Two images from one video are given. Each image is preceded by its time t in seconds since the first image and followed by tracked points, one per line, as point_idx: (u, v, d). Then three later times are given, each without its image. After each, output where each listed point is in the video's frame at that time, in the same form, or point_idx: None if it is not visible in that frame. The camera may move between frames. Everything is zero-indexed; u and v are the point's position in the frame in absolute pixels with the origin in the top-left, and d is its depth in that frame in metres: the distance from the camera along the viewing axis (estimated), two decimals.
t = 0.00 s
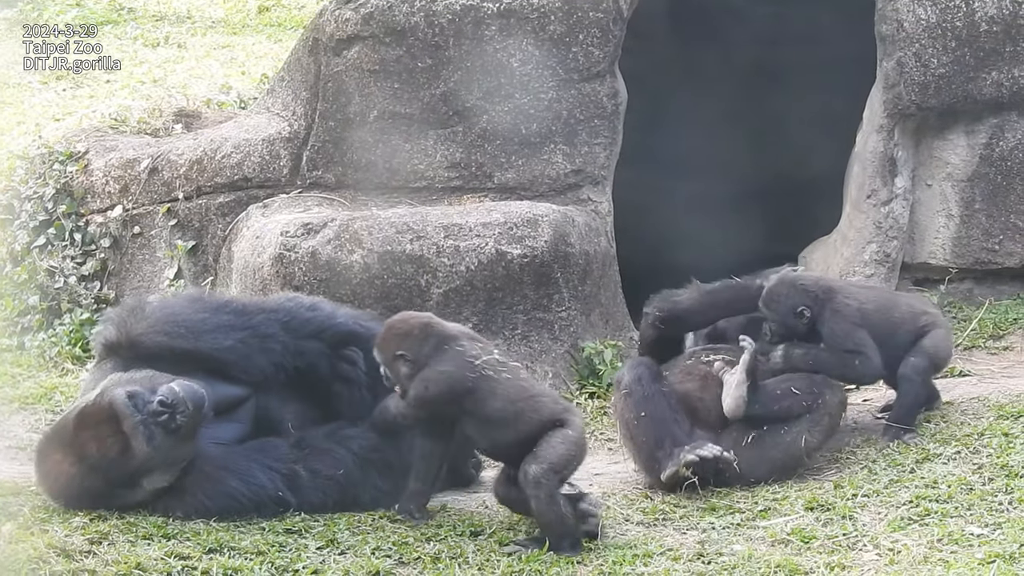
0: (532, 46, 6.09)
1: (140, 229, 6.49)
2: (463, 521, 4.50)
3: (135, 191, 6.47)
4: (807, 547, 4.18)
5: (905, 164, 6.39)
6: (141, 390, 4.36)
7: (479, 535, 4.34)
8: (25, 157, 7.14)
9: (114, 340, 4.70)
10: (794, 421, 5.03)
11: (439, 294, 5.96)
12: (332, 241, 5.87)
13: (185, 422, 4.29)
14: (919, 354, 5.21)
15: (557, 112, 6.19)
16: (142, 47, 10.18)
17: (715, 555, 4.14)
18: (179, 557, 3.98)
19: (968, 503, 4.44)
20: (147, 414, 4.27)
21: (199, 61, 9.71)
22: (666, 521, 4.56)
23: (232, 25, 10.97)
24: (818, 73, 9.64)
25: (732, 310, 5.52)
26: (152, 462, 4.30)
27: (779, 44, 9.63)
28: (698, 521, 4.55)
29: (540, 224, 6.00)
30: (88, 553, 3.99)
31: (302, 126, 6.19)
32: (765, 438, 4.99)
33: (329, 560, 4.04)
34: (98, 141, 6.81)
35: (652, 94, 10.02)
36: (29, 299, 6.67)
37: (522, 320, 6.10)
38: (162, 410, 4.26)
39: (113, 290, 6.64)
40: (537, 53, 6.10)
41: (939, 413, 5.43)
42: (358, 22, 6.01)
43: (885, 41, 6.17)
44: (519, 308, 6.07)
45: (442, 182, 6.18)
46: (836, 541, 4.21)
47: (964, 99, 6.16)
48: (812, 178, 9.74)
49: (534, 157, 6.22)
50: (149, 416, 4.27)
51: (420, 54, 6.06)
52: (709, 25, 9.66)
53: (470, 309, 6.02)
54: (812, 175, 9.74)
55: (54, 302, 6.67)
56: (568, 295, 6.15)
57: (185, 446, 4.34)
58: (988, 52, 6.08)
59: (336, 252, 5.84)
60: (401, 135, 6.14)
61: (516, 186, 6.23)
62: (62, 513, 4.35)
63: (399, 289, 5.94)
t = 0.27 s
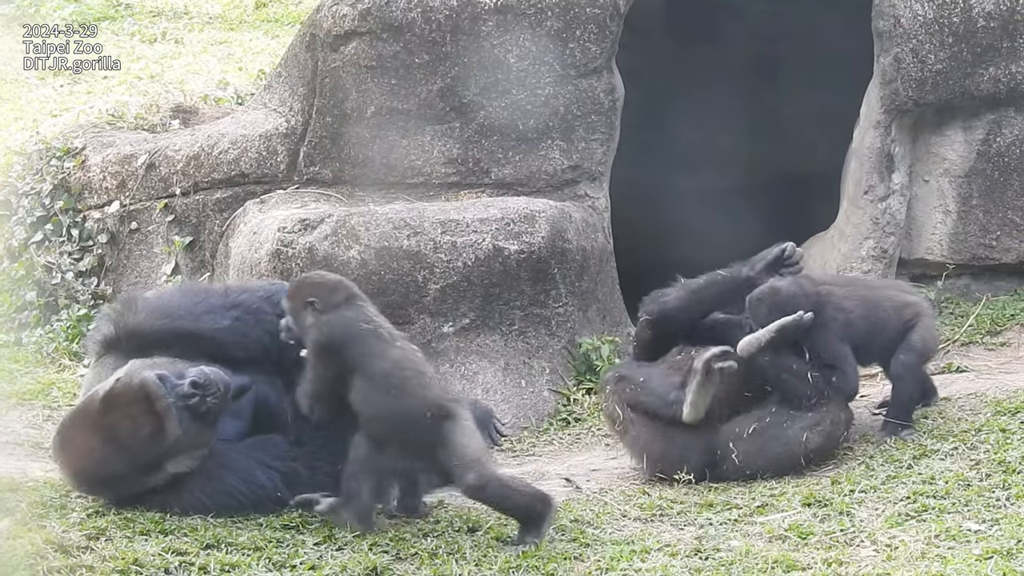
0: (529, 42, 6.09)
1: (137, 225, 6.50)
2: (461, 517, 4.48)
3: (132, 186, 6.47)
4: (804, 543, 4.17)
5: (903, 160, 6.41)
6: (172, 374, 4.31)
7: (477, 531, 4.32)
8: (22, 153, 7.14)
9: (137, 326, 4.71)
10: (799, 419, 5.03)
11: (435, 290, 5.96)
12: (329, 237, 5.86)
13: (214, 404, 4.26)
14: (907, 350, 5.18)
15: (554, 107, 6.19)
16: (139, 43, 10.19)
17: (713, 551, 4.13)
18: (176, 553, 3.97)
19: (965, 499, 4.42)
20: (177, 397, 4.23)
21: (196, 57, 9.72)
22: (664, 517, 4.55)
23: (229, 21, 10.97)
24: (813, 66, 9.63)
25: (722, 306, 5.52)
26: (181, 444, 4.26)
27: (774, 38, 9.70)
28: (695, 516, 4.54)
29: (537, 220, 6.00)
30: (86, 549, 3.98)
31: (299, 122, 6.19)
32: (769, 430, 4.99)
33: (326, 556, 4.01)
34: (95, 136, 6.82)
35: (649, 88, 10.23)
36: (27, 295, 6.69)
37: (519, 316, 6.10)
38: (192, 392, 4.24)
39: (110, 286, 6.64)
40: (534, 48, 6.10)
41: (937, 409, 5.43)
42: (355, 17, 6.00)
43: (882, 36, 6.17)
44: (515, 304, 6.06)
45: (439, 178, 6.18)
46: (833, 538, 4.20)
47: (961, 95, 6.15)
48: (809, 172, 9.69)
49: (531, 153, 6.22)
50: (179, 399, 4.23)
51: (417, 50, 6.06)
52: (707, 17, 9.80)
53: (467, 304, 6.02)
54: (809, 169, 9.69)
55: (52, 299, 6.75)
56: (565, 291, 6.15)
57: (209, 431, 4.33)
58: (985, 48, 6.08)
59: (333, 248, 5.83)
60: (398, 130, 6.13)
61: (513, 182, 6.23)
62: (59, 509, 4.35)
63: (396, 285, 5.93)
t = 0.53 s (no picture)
0: (524, 40, 6.09)
1: (132, 223, 6.49)
2: (456, 516, 4.47)
3: (127, 185, 6.47)
4: (800, 541, 4.16)
5: (898, 159, 6.38)
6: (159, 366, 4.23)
7: (472, 530, 4.31)
8: (17, 151, 7.15)
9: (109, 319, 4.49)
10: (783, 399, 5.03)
11: (430, 288, 5.97)
12: (324, 235, 5.87)
13: (192, 400, 4.17)
14: (898, 346, 5.18)
15: (549, 105, 6.20)
16: (134, 42, 10.20)
17: (708, 549, 4.12)
18: (171, 552, 3.92)
19: (961, 496, 4.40)
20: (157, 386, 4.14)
21: (192, 55, 9.73)
22: (659, 515, 4.56)
23: (225, 20, 10.97)
24: (810, 64, 9.73)
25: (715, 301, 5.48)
26: (154, 436, 4.14)
27: (770, 36, 9.79)
28: (691, 514, 4.54)
29: (532, 218, 6.01)
30: (81, 547, 3.93)
31: (294, 120, 6.20)
32: (756, 415, 5.00)
33: (322, 554, 3.96)
34: (91, 135, 6.82)
35: (645, 86, 10.25)
36: (22, 293, 6.70)
37: (514, 314, 6.10)
38: (169, 385, 4.17)
39: (106, 284, 6.65)
40: (529, 46, 6.10)
41: (932, 407, 5.43)
42: (350, 15, 6.01)
43: (877, 34, 6.17)
44: (510, 302, 6.07)
45: (434, 176, 6.18)
46: (828, 535, 4.19)
47: (956, 93, 6.16)
48: (807, 170, 9.71)
49: (526, 151, 6.22)
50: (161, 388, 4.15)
51: (412, 48, 6.06)
52: (703, 16, 9.86)
53: (462, 302, 6.03)
54: (807, 168, 9.71)
55: (47, 297, 6.75)
56: (560, 289, 6.15)
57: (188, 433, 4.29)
58: (980, 46, 6.09)
59: (328, 246, 5.85)
60: (393, 129, 6.14)
61: (508, 180, 6.23)
62: (54, 507, 4.35)
63: (392, 283, 5.94)
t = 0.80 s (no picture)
0: (522, 38, 6.08)
1: (130, 221, 6.48)
2: (453, 513, 4.46)
3: (124, 182, 6.47)
4: (797, 539, 4.17)
5: (895, 156, 6.40)
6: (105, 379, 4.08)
7: (469, 527, 4.31)
8: (14, 149, 7.16)
9: (79, 310, 4.30)
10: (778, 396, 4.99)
11: (428, 286, 5.97)
12: (322, 233, 5.90)
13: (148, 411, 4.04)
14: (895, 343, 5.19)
15: (547, 103, 6.19)
16: (132, 39, 10.20)
17: (706, 547, 4.12)
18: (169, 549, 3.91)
19: (958, 495, 4.40)
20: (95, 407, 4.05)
21: (190, 52, 9.73)
22: (657, 512, 4.56)
23: (223, 18, 10.96)
24: (806, 64, 9.97)
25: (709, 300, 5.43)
26: (72, 445, 4.08)
27: (769, 36, 9.95)
28: (688, 512, 4.54)
29: (530, 216, 5.99)
30: (77, 545, 3.88)
31: (292, 118, 6.20)
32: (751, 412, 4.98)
33: (319, 552, 3.96)
34: (88, 132, 6.80)
35: (643, 84, 10.22)
36: (20, 291, 6.71)
37: (512, 312, 6.10)
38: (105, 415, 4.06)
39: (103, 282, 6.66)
40: (527, 44, 6.10)
41: (929, 405, 5.42)
42: (347, 13, 6.00)
43: (875, 32, 6.17)
44: (508, 300, 6.07)
45: (431, 174, 6.18)
46: (826, 533, 4.19)
47: (954, 91, 6.16)
48: (804, 168, 9.88)
49: (524, 149, 6.22)
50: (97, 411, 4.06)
51: (410, 46, 6.06)
52: (702, 14, 9.89)
53: (460, 300, 6.03)
54: (804, 165, 9.88)
55: (44, 295, 6.75)
56: (558, 287, 6.16)
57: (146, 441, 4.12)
58: (978, 44, 6.08)
59: (326, 244, 5.88)
60: (390, 127, 6.14)
61: (506, 178, 6.23)
62: (52, 504, 4.35)
63: (390, 281, 5.95)
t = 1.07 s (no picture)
0: (528, 36, 6.08)
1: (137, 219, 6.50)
2: (460, 512, 4.44)
3: (132, 180, 6.47)
4: (805, 537, 4.15)
5: (903, 155, 6.41)
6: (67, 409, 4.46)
7: (477, 525, 4.29)
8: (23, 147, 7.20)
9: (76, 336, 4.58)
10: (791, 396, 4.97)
11: (436, 284, 5.97)
12: (329, 231, 5.89)
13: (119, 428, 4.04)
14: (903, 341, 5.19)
15: (554, 101, 6.19)
16: (139, 38, 10.22)
17: (713, 545, 4.10)
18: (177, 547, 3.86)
19: (965, 493, 4.39)
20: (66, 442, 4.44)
21: (197, 50, 9.75)
22: (665, 511, 4.55)
23: (230, 16, 10.98)
24: (809, 61, 10.05)
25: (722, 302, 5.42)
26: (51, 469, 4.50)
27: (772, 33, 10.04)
28: (696, 510, 4.53)
29: (537, 215, 6.00)
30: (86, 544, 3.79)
31: (299, 116, 6.21)
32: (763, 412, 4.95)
33: (326, 550, 3.91)
34: (96, 130, 6.82)
35: (647, 83, 10.27)
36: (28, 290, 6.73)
37: (519, 310, 6.10)
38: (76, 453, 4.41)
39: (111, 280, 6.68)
40: (534, 43, 6.10)
41: (937, 404, 5.41)
42: (354, 12, 6.01)
43: (882, 31, 6.18)
44: (515, 298, 6.07)
45: (438, 172, 6.19)
46: (834, 532, 4.18)
47: (961, 89, 6.16)
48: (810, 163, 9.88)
49: (531, 147, 6.22)
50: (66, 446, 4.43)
51: (417, 44, 6.06)
52: (707, 12, 9.96)
53: (468, 299, 6.03)
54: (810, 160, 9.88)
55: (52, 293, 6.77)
56: (566, 285, 6.15)
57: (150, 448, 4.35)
58: (985, 42, 6.08)
59: (333, 242, 5.87)
60: (397, 125, 6.14)
61: (513, 176, 6.24)
62: (60, 501, 4.35)
63: (397, 279, 5.95)
